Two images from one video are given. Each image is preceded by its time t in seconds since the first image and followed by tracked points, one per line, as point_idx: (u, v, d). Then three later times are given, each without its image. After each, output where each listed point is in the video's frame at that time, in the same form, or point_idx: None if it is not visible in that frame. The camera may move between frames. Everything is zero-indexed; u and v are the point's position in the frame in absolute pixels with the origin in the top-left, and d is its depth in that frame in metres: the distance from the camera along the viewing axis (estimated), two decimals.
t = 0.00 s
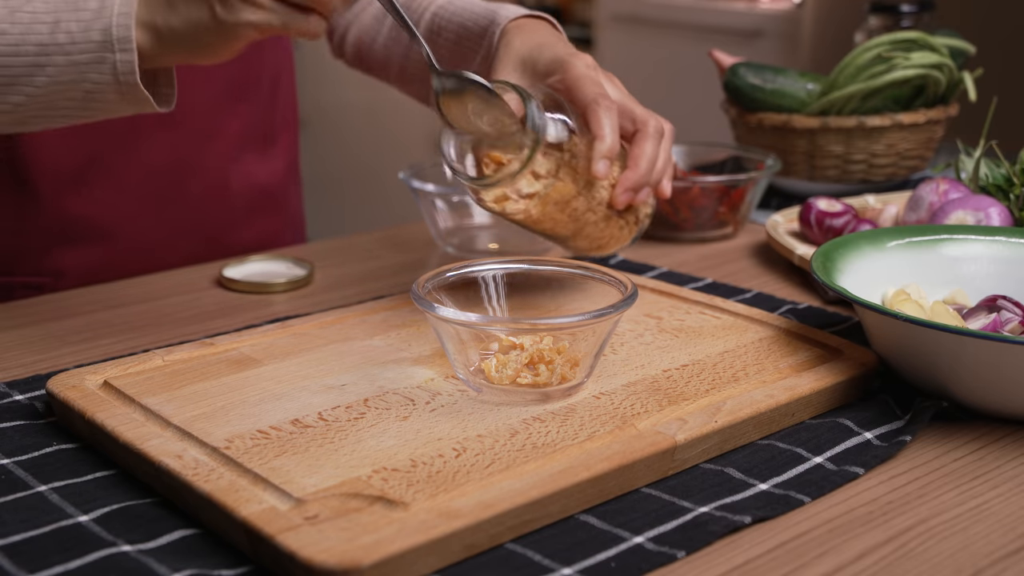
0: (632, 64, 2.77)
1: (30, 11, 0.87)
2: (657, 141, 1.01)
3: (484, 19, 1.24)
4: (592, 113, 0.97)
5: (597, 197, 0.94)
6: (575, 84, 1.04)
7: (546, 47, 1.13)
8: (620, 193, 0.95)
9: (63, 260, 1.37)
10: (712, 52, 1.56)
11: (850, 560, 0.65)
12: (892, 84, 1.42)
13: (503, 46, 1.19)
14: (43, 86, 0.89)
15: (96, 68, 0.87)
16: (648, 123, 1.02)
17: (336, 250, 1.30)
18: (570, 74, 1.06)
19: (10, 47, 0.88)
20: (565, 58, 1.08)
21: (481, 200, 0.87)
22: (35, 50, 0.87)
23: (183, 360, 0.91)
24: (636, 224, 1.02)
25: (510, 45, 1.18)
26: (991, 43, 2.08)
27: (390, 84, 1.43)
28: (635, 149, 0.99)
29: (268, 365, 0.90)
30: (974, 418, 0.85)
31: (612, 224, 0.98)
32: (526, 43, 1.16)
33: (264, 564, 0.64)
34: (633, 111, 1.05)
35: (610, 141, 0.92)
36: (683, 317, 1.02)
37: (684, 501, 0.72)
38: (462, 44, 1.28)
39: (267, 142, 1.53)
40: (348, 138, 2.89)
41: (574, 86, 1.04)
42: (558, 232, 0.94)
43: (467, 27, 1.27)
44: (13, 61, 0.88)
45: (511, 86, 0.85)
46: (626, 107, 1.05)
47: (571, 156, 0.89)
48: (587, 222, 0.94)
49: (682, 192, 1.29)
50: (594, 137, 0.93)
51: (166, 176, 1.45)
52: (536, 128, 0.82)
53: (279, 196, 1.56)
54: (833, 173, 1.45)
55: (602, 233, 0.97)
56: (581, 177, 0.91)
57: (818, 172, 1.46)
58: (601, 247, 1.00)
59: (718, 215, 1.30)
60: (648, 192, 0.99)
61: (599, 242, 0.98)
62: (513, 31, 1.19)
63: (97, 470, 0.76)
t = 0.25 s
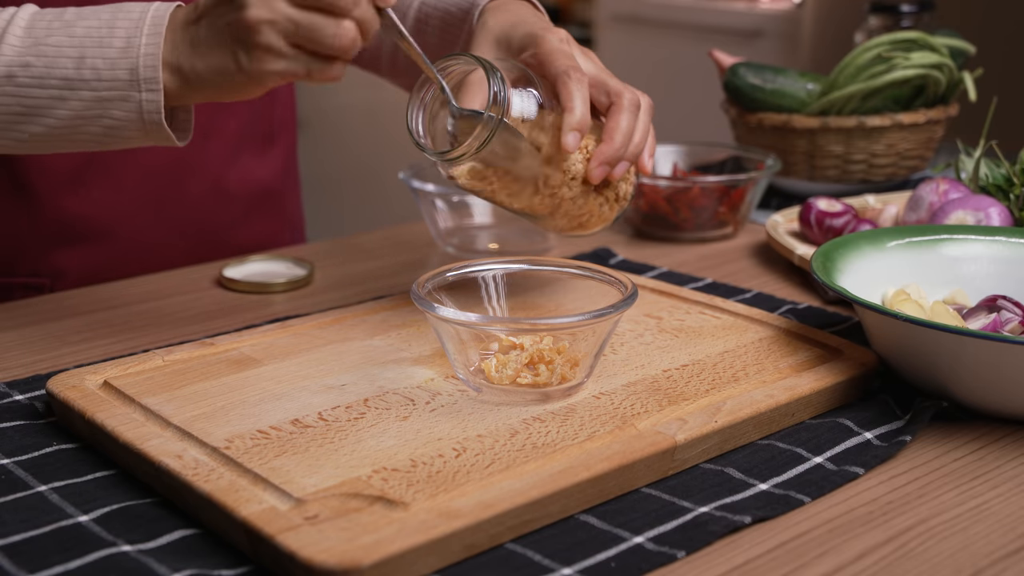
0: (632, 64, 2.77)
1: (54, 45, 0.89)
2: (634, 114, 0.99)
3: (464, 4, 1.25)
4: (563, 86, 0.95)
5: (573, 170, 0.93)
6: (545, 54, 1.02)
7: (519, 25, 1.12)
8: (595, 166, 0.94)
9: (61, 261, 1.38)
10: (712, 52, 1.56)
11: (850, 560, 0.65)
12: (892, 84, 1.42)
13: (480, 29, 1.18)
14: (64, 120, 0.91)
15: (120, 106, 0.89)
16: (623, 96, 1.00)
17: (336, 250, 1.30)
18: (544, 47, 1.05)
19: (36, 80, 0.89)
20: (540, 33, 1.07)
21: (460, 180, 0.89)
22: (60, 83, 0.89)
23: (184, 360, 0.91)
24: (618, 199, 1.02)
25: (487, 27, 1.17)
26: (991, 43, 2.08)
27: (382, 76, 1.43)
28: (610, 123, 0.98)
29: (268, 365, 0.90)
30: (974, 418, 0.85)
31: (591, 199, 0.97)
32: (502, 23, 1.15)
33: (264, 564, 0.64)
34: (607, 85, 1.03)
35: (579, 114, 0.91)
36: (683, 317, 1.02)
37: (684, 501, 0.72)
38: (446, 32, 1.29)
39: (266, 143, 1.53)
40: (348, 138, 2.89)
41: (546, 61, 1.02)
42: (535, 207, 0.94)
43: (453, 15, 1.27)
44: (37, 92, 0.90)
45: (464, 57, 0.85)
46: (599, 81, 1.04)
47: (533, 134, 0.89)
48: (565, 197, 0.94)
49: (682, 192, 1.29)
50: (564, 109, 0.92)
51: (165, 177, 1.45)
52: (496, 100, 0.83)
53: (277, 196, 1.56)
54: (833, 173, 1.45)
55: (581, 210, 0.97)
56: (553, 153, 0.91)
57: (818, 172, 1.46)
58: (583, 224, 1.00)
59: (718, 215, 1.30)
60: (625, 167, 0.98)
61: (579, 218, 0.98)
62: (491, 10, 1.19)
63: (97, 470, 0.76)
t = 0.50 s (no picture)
0: (632, 64, 2.77)
1: (57, 71, 0.91)
2: (642, 123, 0.99)
3: (469, 10, 1.23)
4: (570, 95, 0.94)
5: (582, 179, 0.94)
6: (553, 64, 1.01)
7: (525, 36, 1.10)
8: (603, 175, 0.95)
9: (60, 262, 1.38)
10: (712, 52, 1.56)
11: (850, 560, 0.65)
12: (892, 84, 1.42)
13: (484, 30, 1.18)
14: (67, 146, 0.93)
15: (124, 135, 0.92)
16: (631, 105, 1.00)
17: (336, 250, 1.30)
18: (551, 58, 1.02)
19: (42, 104, 0.92)
20: (546, 43, 1.05)
21: (471, 187, 0.92)
22: (64, 110, 0.92)
23: (184, 360, 0.91)
24: (624, 207, 1.02)
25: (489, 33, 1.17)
26: (991, 43, 2.08)
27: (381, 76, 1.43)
28: (618, 131, 0.97)
29: (268, 364, 0.90)
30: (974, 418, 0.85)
31: (598, 206, 0.98)
32: (508, 33, 1.13)
33: (264, 564, 0.64)
34: (614, 93, 1.02)
35: (589, 123, 0.91)
36: (683, 317, 1.02)
37: (684, 501, 0.72)
38: (448, 36, 1.29)
39: (265, 144, 1.52)
40: (348, 138, 2.89)
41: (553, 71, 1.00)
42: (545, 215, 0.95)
43: (453, 20, 1.27)
44: (41, 118, 0.92)
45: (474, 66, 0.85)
46: (606, 90, 1.02)
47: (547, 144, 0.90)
48: (574, 206, 0.95)
49: (682, 192, 1.29)
50: (575, 119, 0.91)
51: (163, 179, 1.45)
52: (509, 111, 0.84)
53: (274, 196, 1.56)
54: (833, 173, 1.45)
55: (589, 217, 0.98)
56: (564, 164, 0.91)
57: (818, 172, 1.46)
58: (589, 231, 1.01)
59: (719, 215, 1.31)
60: (632, 174, 0.98)
61: (586, 225, 0.99)
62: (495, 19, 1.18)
63: (97, 470, 0.76)
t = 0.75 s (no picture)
0: (632, 64, 2.77)
1: (68, 58, 0.90)
2: (627, 118, 0.99)
3: (457, 11, 1.24)
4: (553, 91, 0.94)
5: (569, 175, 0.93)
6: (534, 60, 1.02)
7: (511, 34, 1.11)
8: (590, 171, 0.94)
9: (59, 261, 1.39)
10: (712, 52, 1.56)
11: (850, 560, 0.65)
12: (892, 84, 1.42)
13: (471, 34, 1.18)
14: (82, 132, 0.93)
15: (137, 118, 0.92)
16: (616, 99, 1.00)
17: (336, 250, 1.30)
18: (535, 55, 1.02)
19: (53, 93, 0.91)
20: (530, 40, 1.06)
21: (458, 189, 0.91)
22: (77, 97, 0.91)
23: (184, 360, 0.91)
24: (614, 203, 1.02)
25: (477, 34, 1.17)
26: (991, 43, 2.08)
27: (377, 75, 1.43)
28: (604, 127, 0.97)
29: (268, 365, 0.90)
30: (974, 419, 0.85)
31: (588, 203, 0.98)
32: (494, 32, 1.14)
33: (264, 564, 0.64)
34: (600, 90, 1.02)
35: (573, 120, 0.91)
36: (683, 317, 1.02)
37: (684, 501, 0.72)
38: (440, 35, 1.28)
39: (264, 143, 1.52)
40: (348, 138, 2.89)
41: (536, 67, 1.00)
42: (536, 213, 0.95)
43: (445, 21, 1.26)
44: (54, 106, 0.92)
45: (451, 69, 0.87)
46: (592, 85, 1.02)
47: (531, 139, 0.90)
48: (560, 203, 0.95)
49: (681, 192, 1.29)
50: (557, 117, 0.92)
51: (163, 178, 1.45)
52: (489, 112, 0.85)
53: (274, 195, 1.56)
54: (833, 173, 1.45)
55: (578, 215, 0.98)
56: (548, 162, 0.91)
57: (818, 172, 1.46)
58: (580, 228, 1.01)
59: (718, 215, 1.30)
60: (620, 171, 0.98)
61: (576, 222, 0.99)
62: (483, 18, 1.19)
63: (97, 470, 0.76)
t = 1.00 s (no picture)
0: (633, 64, 2.77)
1: (69, 68, 0.90)
2: (623, 121, 0.99)
3: (460, 9, 1.24)
4: (552, 90, 0.95)
5: (559, 174, 0.93)
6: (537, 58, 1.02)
7: (513, 32, 1.13)
8: (583, 171, 0.94)
9: (60, 260, 1.39)
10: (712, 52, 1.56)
11: (850, 560, 0.65)
12: (892, 84, 1.42)
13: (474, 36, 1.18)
14: (82, 141, 0.93)
15: (137, 130, 0.91)
16: (613, 103, 1.00)
17: (336, 250, 1.30)
18: (534, 54, 1.03)
19: (54, 102, 0.92)
20: (531, 39, 1.06)
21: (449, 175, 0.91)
22: (79, 107, 0.91)
23: (184, 360, 0.91)
24: (603, 207, 1.02)
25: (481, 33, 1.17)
26: (991, 43, 2.08)
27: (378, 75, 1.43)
28: (599, 128, 0.97)
29: (268, 365, 0.90)
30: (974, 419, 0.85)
31: (577, 204, 0.98)
32: (497, 30, 1.15)
33: (264, 564, 0.64)
34: (598, 91, 1.02)
35: (569, 117, 0.91)
36: (683, 317, 1.02)
37: (684, 501, 0.72)
38: (443, 36, 1.28)
39: (265, 142, 1.52)
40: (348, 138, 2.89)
41: (536, 66, 1.00)
42: (524, 208, 0.95)
43: (447, 20, 1.26)
44: (55, 115, 0.92)
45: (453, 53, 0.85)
46: (590, 87, 1.02)
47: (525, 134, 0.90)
48: (548, 199, 0.95)
49: (682, 192, 1.29)
50: (554, 112, 0.92)
51: (164, 177, 1.45)
52: (489, 100, 0.84)
53: (274, 195, 1.56)
54: (833, 173, 1.45)
55: (566, 214, 0.98)
56: (540, 155, 0.91)
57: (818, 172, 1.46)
58: (568, 229, 1.01)
59: (718, 215, 1.30)
60: (613, 173, 0.98)
61: (564, 222, 0.99)
62: (485, 18, 1.19)
63: (97, 470, 0.76)
